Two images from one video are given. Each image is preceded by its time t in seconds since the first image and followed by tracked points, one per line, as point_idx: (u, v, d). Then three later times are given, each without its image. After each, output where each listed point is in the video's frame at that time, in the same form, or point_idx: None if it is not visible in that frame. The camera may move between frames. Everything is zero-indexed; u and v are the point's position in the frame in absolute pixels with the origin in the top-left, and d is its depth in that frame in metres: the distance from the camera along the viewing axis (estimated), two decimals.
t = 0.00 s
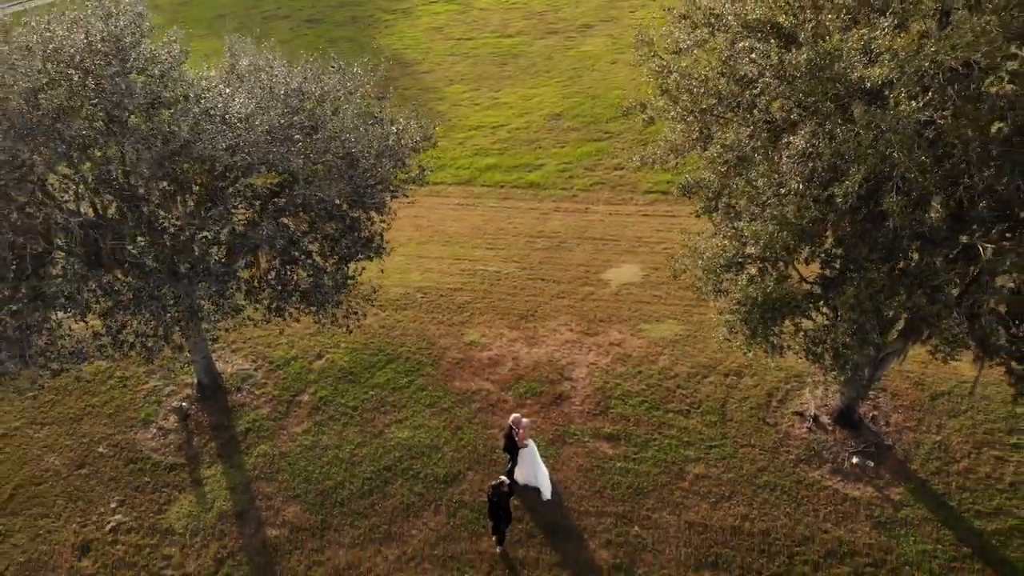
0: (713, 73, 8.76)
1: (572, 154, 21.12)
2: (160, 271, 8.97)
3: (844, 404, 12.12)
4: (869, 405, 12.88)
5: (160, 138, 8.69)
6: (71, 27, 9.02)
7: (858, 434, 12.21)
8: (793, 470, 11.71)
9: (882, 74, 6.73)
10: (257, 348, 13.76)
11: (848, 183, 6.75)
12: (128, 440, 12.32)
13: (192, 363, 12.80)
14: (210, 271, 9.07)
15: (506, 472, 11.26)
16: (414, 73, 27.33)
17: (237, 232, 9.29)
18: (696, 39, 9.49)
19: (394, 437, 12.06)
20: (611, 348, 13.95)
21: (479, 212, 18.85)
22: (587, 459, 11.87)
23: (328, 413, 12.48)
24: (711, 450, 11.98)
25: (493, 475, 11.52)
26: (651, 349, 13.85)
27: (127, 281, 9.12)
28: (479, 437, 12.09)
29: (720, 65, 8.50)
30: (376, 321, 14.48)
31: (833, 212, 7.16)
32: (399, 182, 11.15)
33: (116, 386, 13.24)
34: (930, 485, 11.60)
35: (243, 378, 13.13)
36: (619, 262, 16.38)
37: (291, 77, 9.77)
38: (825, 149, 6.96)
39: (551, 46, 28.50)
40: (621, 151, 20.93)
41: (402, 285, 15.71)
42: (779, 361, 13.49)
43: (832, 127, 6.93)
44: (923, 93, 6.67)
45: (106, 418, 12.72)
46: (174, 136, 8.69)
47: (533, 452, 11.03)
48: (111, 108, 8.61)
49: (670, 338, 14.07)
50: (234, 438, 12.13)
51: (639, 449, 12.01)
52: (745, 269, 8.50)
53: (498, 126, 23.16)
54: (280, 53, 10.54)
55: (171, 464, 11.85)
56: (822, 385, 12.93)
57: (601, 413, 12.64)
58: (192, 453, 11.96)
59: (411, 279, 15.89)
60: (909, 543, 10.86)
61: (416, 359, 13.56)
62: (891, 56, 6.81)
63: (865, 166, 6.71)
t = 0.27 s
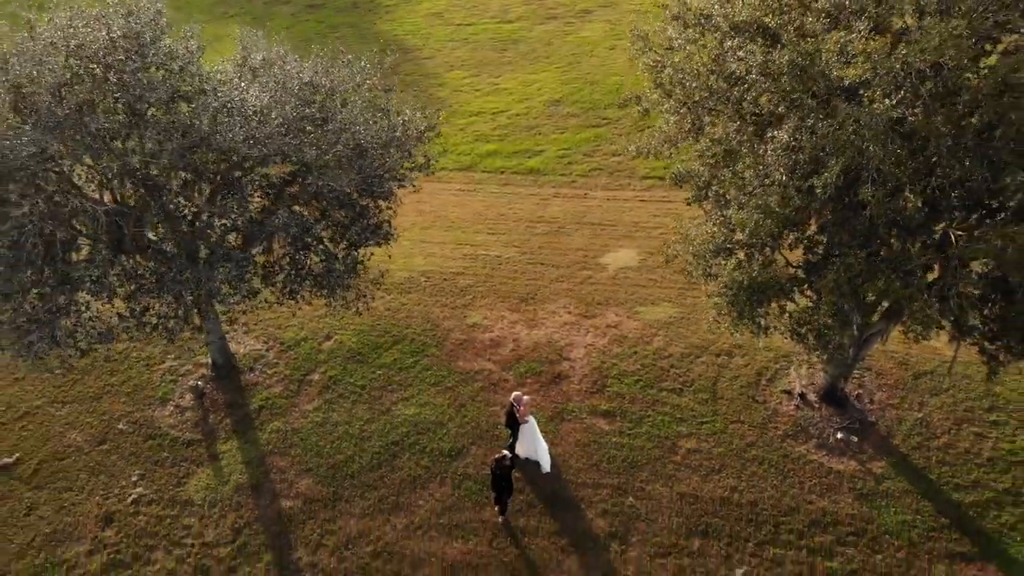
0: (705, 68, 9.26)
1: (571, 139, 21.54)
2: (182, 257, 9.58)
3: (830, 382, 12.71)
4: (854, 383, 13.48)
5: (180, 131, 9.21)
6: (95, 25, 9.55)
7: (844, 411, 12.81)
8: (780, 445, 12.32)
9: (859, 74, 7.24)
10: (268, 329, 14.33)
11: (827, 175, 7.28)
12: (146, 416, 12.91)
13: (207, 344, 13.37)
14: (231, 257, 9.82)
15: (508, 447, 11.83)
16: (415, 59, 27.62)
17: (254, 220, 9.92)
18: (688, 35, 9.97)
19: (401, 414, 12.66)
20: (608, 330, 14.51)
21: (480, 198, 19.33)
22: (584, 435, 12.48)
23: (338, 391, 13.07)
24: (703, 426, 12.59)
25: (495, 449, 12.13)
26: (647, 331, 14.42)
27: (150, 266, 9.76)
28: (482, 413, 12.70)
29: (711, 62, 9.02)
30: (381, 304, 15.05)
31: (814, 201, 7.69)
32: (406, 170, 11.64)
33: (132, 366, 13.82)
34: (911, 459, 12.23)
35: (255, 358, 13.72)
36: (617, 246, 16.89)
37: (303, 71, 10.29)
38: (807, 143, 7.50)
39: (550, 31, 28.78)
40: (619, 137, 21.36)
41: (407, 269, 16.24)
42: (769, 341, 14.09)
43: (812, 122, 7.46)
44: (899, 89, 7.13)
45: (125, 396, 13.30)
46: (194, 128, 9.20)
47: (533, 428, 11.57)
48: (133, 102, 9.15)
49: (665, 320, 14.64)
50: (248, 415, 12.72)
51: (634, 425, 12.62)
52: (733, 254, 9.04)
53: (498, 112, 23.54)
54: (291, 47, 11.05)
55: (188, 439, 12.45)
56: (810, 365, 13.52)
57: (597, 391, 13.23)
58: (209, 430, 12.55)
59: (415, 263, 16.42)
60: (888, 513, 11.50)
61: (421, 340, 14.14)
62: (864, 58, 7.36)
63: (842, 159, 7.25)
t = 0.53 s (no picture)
0: (696, 62, 9.77)
1: (571, 125, 21.99)
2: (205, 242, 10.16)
3: (817, 361, 13.35)
4: (841, 362, 14.11)
5: (200, 122, 9.73)
6: (117, 21, 10.05)
7: (830, 389, 13.44)
8: (769, 421, 12.94)
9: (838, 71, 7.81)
10: (279, 311, 14.96)
11: (809, 165, 7.86)
12: (164, 394, 13.53)
13: (221, 325, 13.99)
14: (250, 243, 10.34)
15: (510, 422, 12.46)
16: (416, 44, 27.93)
17: (271, 206, 10.49)
18: (681, 30, 10.49)
19: (407, 391, 13.30)
20: (606, 312, 15.11)
21: (481, 183, 19.82)
22: (582, 411, 13.11)
23: (347, 370, 13.69)
24: (695, 403, 13.22)
25: (497, 425, 12.77)
26: (642, 312, 15.02)
27: (170, 251, 10.36)
28: (485, 390, 13.34)
29: (701, 58, 9.57)
30: (388, 287, 15.66)
31: (797, 189, 8.24)
32: (412, 159, 12.17)
33: (148, 345, 14.46)
34: (893, 434, 12.87)
35: (267, 338, 14.35)
36: (614, 231, 17.45)
37: (313, 64, 10.84)
38: (790, 134, 8.09)
39: (550, 17, 29.09)
40: (617, 122, 21.80)
41: (411, 253, 16.80)
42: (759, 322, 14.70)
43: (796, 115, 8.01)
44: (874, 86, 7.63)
45: (142, 375, 13.92)
46: (213, 121, 9.75)
47: (534, 403, 12.19)
48: (155, 95, 9.65)
49: (661, 302, 15.24)
50: (262, 392, 13.36)
51: (630, 402, 13.24)
52: (725, 239, 9.69)
53: (499, 98, 23.94)
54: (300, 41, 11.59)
55: (205, 415, 13.08)
56: (798, 344, 14.16)
57: (595, 369, 13.85)
58: (224, 407, 13.18)
59: (420, 248, 16.99)
60: (870, 484, 12.13)
61: (426, 321, 14.76)
62: (843, 57, 7.94)
63: (823, 150, 7.82)
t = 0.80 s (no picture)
0: (688, 55, 10.32)
1: (570, 110, 22.47)
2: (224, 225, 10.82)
3: (805, 339, 14.03)
4: (828, 340, 14.77)
5: (218, 111, 10.23)
6: (136, 14, 10.55)
7: (817, 365, 14.10)
8: (759, 396, 13.59)
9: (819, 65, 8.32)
10: (290, 292, 15.65)
11: (793, 153, 8.47)
12: (180, 371, 14.19)
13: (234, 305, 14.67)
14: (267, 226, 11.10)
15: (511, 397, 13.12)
16: (417, 29, 28.25)
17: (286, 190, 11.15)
18: (675, 24, 11.05)
19: (413, 368, 14.00)
20: (604, 293, 15.78)
21: (482, 167, 20.35)
22: (580, 386, 13.78)
23: (356, 348, 14.40)
24: (689, 379, 13.87)
25: (500, 400, 13.46)
26: (638, 294, 15.68)
27: (189, 233, 11.00)
28: (488, 368, 14.03)
29: (692, 52, 10.14)
30: (395, 270, 16.36)
31: (782, 175, 8.83)
32: (418, 146, 12.74)
33: (165, 325, 15.14)
34: (877, 408, 13.52)
35: (278, 318, 15.05)
36: (612, 215, 18.07)
37: (323, 55, 11.40)
38: (776, 125, 8.67)
39: (550, 2, 29.42)
40: (616, 107, 22.26)
41: (415, 236, 17.45)
42: (751, 302, 15.40)
43: (782, 107, 8.59)
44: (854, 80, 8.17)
45: (159, 353, 14.58)
46: (231, 109, 10.26)
47: (535, 379, 12.85)
48: (174, 85, 10.19)
49: (656, 283, 15.91)
50: (275, 369, 14.04)
51: (626, 378, 13.92)
52: (717, 223, 10.41)
53: (500, 83, 24.35)
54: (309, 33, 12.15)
55: (221, 391, 13.74)
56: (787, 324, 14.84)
57: (592, 347, 14.53)
58: (238, 382, 13.85)
59: (424, 232, 17.65)
60: (854, 455, 12.78)
61: (431, 303, 15.47)
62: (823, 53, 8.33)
63: (806, 139, 8.38)
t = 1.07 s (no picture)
0: (680, 45, 10.87)
1: (570, 94, 23.00)
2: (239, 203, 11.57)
3: (794, 316, 14.69)
4: (817, 318, 15.44)
5: (236, 97, 10.79)
6: (154, 3, 11.04)
7: (806, 341, 14.78)
8: (750, 371, 14.27)
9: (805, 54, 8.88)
10: (300, 272, 16.38)
11: (779, 139, 9.09)
12: (196, 347, 14.86)
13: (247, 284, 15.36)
14: (283, 207, 11.85)
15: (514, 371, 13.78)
16: (418, 13, 28.62)
17: (299, 173, 11.92)
18: (669, 15, 11.61)
19: (420, 344, 14.74)
20: (602, 273, 16.50)
21: (483, 150, 20.94)
22: (579, 361, 14.49)
23: (364, 325, 15.13)
24: (682, 354, 14.59)
25: (503, 374, 14.18)
26: (635, 273, 16.39)
27: (207, 214, 11.72)
28: (491, 344, 14.76)
29: (685, 42, 10.69)
30: (401, 251, 17.06)
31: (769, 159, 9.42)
32: (425, 131, 13.34)
33: (180, 303, 15.83)
34: (862, 382, 14.19)
35: (289, 297, 15.77)
36: (611, 198, 18.78)
37: (333, 44, 11.96)
38: (763, 112, 9.24)
39: None
40: (615, 90, 22.78)
41: (420, 219, 18.13)
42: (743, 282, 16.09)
43: (771, 94, 9.19)
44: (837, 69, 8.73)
45: (176, 330, 15.24)
46: (247, 96, 10.83)
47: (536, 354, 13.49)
48: (193, 73, 10.72)
49: (651, 264, 16.64)
50: (287, 345, 14.75)
51: (623, 353, 14.63)
52: (707, 206, 11.10)
53: (500, 66, 24.80)
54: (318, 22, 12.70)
55: (236, 365, 14.41)
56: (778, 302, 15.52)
57: (591, 324, 15.24)
58: (253, 357, 14.55)
59: (428, 214, 18.36)
60: (840, 426, 13.46)
61: (435, 282, 16.17)
62: (806, 45, 8.87)
63: (791, 126, 8.98)
